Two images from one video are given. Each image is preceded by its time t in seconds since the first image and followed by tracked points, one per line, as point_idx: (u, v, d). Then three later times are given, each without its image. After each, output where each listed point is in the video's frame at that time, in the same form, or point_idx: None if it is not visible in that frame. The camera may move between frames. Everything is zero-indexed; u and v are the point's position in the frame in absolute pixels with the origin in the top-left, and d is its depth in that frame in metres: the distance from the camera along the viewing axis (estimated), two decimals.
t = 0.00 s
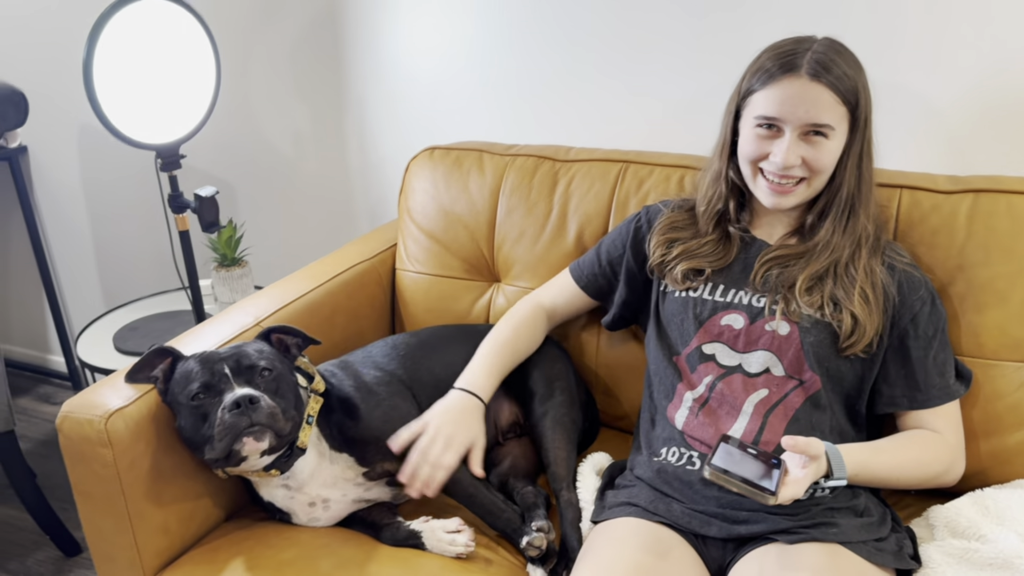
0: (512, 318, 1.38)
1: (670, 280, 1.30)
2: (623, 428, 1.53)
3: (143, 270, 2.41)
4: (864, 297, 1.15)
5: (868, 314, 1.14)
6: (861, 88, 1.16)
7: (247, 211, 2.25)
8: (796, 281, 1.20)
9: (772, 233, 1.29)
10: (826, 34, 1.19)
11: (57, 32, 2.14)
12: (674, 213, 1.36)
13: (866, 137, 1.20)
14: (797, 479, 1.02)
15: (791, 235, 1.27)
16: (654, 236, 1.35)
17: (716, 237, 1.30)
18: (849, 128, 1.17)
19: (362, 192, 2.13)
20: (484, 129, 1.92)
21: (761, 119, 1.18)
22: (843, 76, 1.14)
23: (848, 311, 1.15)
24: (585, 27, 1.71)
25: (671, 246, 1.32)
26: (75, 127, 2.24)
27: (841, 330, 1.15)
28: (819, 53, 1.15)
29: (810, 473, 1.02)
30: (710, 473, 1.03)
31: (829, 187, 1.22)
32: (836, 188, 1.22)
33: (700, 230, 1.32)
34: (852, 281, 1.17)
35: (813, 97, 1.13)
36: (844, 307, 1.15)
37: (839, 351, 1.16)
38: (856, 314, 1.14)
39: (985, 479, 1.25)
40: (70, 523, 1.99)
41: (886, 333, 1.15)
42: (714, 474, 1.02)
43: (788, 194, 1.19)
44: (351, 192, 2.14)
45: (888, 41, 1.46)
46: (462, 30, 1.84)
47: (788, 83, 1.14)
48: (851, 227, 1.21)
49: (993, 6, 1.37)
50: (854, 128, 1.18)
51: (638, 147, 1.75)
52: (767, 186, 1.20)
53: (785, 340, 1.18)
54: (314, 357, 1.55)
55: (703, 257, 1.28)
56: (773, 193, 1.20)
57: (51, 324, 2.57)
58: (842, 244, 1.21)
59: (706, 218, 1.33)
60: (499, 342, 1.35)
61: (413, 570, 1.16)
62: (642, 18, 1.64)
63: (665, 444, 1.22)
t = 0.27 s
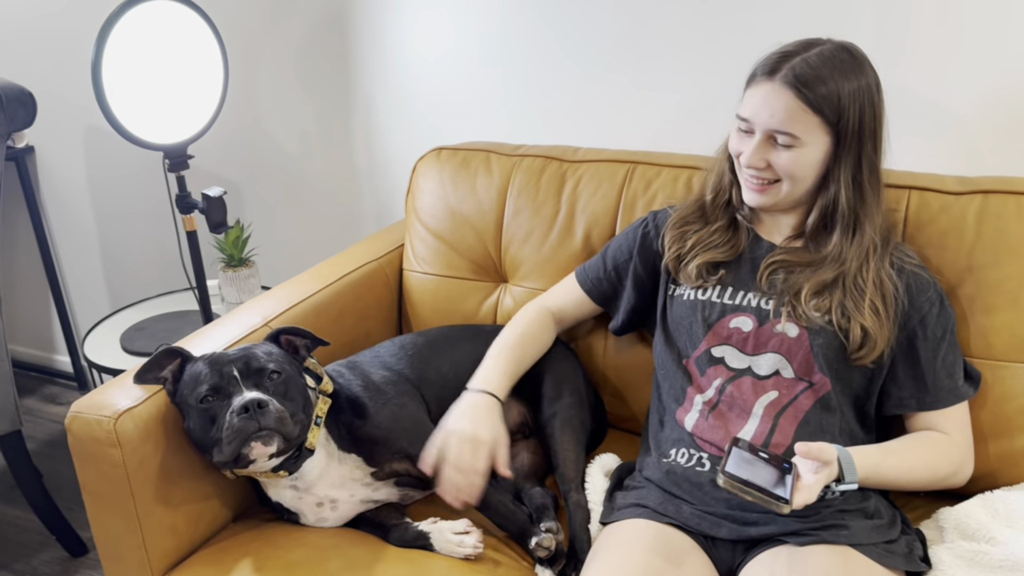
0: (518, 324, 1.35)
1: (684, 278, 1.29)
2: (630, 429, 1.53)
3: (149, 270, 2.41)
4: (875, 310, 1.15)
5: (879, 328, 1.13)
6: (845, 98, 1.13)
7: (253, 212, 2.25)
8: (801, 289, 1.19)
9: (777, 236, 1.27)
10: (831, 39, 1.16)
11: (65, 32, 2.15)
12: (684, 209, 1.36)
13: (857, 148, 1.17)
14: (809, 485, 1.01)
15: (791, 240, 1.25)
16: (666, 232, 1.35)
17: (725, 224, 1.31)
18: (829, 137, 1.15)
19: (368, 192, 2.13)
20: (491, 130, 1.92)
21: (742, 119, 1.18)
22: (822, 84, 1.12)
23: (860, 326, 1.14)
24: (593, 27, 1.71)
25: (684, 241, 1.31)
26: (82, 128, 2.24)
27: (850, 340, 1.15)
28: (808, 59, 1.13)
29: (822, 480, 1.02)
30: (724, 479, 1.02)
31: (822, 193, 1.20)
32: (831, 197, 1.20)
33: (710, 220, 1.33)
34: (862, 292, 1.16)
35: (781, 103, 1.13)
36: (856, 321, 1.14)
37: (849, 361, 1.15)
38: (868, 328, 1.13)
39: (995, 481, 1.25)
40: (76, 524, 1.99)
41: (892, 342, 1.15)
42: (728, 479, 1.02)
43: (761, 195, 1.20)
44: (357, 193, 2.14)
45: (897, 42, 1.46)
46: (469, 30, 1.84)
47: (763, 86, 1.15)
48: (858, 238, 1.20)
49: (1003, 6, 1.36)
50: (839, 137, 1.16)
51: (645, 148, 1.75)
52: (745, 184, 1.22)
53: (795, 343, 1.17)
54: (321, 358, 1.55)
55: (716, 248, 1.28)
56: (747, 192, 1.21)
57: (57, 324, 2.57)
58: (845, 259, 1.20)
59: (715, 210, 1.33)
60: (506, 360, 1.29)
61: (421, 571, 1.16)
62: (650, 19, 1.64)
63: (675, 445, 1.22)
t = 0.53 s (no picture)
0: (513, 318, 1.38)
1: (684, 278, 1.29)
2: (632, 432, 1.52)
3: (152, 271, 2.41)
4: (877, 337, 1.13)
5: (879, 356, 1.13)
6: (832, 113, 1.11)
7: (256, 213, 2.25)
8: (796, 304, 1.18)
9: (779, 236, 1.25)
10: (824, 49, 1.14)
11: (69, 34, 2.15)
12: (685, 211, 1.35)
13: (845, 163, 1.15)
14: (815, 494, 1.02)
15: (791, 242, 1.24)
16: (668, 233, 1.34)
17: (724, 227, 1.30)
18: (816, 151, 1.14)
19: (371, 194, 2.13)
20: (494, 132, 1.92)
21: (731, 129, 1.18)
22: (807, 99, 1.10)
23: (861, 353, 1.13)
24: (596, 29, 1.70)
25: (685, 241, 1.31)
26: (85, 129, 2.24)
27: (849, 363, 1.14)
28: (794, 73, 1.11)
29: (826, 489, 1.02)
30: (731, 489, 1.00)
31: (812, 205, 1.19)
32: (821, 212, 1.18)
33: (711, 223, 1.32)
34: (860, 314, 1.15)
35: (766, 118, 1.12)
36: (856, 347, 1.13)
37: (845, 379, 1.15)
38: (867, 355, 1.12)
39: (998, 486, 1.24)
40: (78, 525, 1.99)
41: (891, 354, 1.14)
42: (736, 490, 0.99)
43: (750, 206, 1.20)
44: (359, 195, 2.14)
45: (901, 45, 1.46)
46: (473, 32, 1.84)
47: (750, 99, 1.14)
48: (854, 257, 1.18)
49: (1008, 9, 1.36)
50: (826, 151, 1.14)
51: (649, 151, 1.75)
52: (736, 193, 1.22)
53: (795, 346, 1.16)
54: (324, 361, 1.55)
55: (716, 250, 1.28)
56: (737, 201, 1.21)
57: (60, 325, 2.58)
58: (846, 280, 1.17)
59: (716, 212, 1.32)
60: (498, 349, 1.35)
61: None
62: (653, 22, 1.64)
63: (677, 449, 1.22)
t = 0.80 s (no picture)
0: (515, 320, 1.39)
1: (686, 286, 1.29)
2: (634, 436, 1.52)
3: (154, 272, 2.41)
4: (884, 352, 1.13)
5: (886, 370, 1.12)
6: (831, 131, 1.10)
7: (258, 215, 2.25)
8: (800, 315, 1.16)
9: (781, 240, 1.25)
10: (821, 62, 1.12)
11: (72, 36, 2.15)
12: (685, 218, 1.34)
13: (845, 179, 1.15)
14: (818, 501, 1.02)
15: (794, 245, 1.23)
16: (669, 241, 1.34)
17: (725, 236, 1.29)
18: (815, 168, 1.13)
19: (373, 196, 2.13)
20: (496, 135, 1.92)
21: (729, 144, 1.17)
22: (805, 118, 1.09)
23: (867, 367, 1.12)
24: (599, 32, 1.70)
25: (685, 250, 1.31)
26: (88, 131, 2.25)
27: (856, 375, 1.14)
28: (793, 91, 1.10)
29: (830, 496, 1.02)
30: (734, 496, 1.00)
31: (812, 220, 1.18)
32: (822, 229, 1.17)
33: (712, 232, 1.31)
34: (868, 327, 1.14)
35: (764, 138, 1.11)
36: (862, 362, 1.12)
37: (852, 390, 1.15)
38: (874, 369, 1.12)
39: (1000, 491, 1.24)
40: (80, 526, 1.99)
41: (896, 361, 1.14)
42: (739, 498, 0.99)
43: (749, 220, 1.19)
44: (361, 197, 2.14)
45: (904, 49, 1.45)
46: (475, 35, 1.84)
47: (748, 118, 1.12)
48: (860, 271, 1.16)
49: (1012, 13, 1.36)
50: (825, 168, 1.14)
51: (651, 154, 1.75)
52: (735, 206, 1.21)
53: (799, 353, 1.16)
54: (325, 363, 1.55)
55: (717, 259, 1.27)
56: (737, 214, 1.21)
57: (62, 326, 2.58)
58: (851, 293, 1.16)
59: (716, 221, 1.31)
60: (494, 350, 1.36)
61: None
62: (656, 25, 1.64)
63: (680, 453, 1.22)
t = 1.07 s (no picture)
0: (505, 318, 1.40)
1: (687, 284, 1.28)
2: (634, 434, 1.52)
3: (155, 270, 2.41)
4: (884, 372, 1.12)
5: (883, 390, 1.12)
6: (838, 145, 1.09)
7: (259, 212, 2.25)
8: (801, 330, 1.14)
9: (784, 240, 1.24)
10: (830, 72, 1.10)
11: (74, 32, 2.15)
12: (686, 217, 1.34)
13: (851, 193, 1.13)
14: (817, 496, 1.02)
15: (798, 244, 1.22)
16: (669, 239, 1.33)
17: (726, 237, 1.28)
18: (819, 181, 1.12)
19: (374, 194, 2.13)
20: (498, 132, 1.91)
21: (732, 152, 1.15)
22: (812, 132, 1.08)
23: (864, 388, 1.12)
24: (602, 28, 1.70)
25: (686, 249, 1.30)
26: (90, 127, 2.25)
27: (852, 391, 1.14)
28: (801, 104, 1.08)
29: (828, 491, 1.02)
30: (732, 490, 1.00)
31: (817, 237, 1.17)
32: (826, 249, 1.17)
33: (712, 233, 1.30)
34: (868, 344, 1.13)
35: (770, 151, 1.09)
36: (860, 381, 1.12)
37: (848, 403, 1.15)
38: (870, 390, 1.12)
39: (1002, 490, 1.23)
40: (80, 522, 1.99)
41: (898, 361, 1.13)
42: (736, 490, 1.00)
43: (748, 227, 1.18)
44: (362, 195, 2.14)
45: (907, 48, 1.45)
46: (476, 32, 1.84)
47: (754, 129, 1.10)
48: (862, 290, 1.15)
49: (1015, 10, 1.35)
50: (830, 181, 1.13)
51: (653, 151, 1.74)
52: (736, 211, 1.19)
53: (801, 351, 1.15)
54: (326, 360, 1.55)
55: (716, 259, 1.26)
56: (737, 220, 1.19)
57: (63, 322, 2.58)
58: (853, 312, 1.15)
59: (717, 221, 1.31)
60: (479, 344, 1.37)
61: None
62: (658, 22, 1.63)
63: (680, 450, 1.21)
